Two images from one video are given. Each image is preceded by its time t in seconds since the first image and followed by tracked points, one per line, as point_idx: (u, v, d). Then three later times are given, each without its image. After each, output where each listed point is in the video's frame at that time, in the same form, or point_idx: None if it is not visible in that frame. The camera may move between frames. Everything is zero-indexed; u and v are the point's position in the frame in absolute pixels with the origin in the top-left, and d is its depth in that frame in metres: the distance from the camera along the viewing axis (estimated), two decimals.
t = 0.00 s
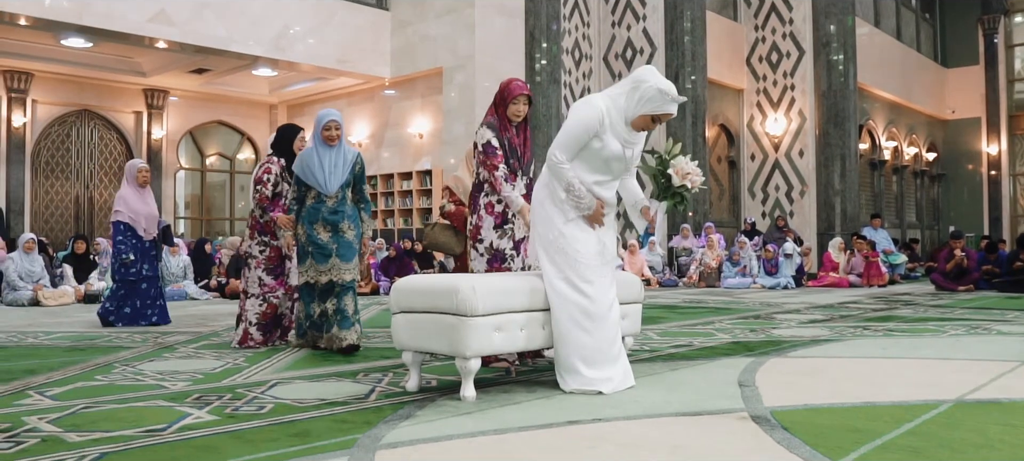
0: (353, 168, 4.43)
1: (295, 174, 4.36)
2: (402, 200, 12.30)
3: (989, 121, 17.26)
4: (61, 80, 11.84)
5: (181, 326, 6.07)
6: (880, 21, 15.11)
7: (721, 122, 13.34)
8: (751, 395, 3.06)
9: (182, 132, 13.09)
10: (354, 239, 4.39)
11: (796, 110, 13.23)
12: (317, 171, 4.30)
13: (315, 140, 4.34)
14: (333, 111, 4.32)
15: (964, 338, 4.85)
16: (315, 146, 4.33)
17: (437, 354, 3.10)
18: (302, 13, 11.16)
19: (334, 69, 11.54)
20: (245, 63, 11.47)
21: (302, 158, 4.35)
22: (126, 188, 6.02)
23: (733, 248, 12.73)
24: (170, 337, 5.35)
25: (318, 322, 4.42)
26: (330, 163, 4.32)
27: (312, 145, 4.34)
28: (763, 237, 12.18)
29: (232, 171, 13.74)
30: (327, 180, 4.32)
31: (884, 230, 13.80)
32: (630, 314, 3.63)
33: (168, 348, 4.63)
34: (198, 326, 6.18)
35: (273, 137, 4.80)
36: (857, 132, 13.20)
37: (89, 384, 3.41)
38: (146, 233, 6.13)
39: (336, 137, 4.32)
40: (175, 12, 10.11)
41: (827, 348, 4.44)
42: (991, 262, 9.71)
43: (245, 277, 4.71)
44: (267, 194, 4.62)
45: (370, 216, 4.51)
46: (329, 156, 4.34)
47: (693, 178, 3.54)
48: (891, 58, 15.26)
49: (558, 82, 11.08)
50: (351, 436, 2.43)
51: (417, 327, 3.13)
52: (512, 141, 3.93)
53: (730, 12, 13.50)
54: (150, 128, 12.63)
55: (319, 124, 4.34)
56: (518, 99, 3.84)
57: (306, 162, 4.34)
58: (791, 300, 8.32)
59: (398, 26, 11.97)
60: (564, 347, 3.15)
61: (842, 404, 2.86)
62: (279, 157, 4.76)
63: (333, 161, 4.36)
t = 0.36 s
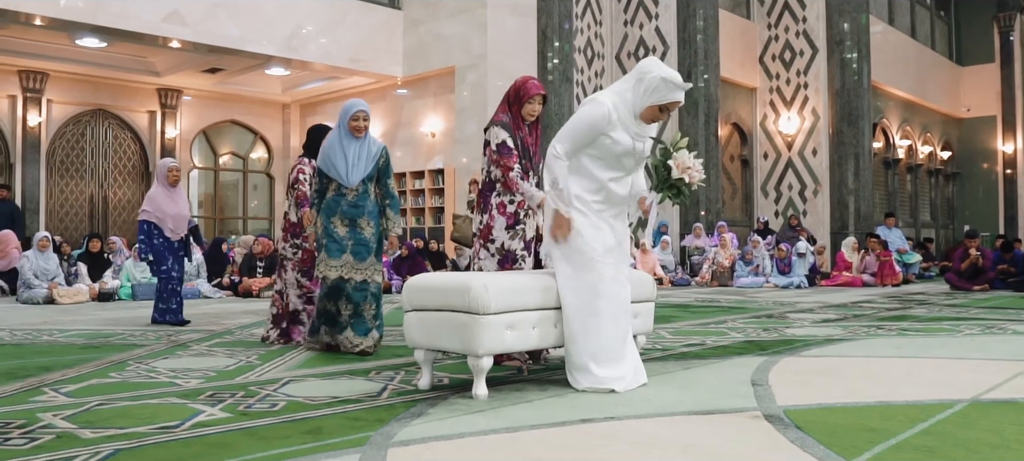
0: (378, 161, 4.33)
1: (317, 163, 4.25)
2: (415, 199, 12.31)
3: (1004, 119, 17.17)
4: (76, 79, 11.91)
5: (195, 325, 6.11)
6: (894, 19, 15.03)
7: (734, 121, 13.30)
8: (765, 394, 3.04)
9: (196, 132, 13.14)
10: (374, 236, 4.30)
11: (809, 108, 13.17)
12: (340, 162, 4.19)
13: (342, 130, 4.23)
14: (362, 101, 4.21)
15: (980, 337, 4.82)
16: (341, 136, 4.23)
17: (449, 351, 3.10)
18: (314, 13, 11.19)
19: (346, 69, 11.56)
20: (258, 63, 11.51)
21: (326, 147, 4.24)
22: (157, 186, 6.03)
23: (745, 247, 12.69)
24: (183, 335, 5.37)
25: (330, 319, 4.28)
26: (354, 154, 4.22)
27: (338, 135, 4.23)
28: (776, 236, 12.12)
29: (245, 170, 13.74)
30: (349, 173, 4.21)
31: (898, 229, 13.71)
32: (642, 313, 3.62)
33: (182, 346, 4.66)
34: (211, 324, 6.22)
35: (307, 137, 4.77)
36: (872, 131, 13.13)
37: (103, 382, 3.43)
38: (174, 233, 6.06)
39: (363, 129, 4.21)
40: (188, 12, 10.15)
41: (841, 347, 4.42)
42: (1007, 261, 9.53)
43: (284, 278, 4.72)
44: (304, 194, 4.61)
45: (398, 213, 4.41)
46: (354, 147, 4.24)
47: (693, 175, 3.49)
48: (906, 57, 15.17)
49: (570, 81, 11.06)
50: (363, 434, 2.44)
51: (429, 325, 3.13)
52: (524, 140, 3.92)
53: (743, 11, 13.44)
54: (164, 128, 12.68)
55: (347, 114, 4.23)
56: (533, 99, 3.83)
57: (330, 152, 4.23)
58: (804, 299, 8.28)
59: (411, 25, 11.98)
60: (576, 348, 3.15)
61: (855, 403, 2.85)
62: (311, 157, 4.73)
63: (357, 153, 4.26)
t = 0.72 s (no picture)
0: (384, 162, 4.25)
1: (320, 163, 4.19)
2: (420, 199, 12.30)
3: (1011, 119, 17.13)
4: (83, 80, 11.95)
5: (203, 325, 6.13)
6: (901, 19, 14.99)
7: (740, 121, 13.28)
8: (771, 394, 3.03)
9: (202, 132, 13.17)
10: (376, 239, 4.22)
11: (815, 108, 13.15)
12: (346, 161, 4.13)
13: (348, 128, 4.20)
14: (369, 99, 4.18)
15: (987, 337, 4.81)
16: (346, 134, 4.19)
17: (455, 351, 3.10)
18: (320, 13, 11.20)
19: (352, 69, 11.58)
20: (264, 63, 11.53)
21: (331, 147, 4.19)
22: (176, 187, 6.09)
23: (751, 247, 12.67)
24: (190, 335, 5.39)
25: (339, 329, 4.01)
26: (360, 153, 4.16)
27: (343, 134, 4.19)
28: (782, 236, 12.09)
29: (251, 171, 13.74)
30: (354, 172, 4.13)
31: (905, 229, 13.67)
32: (649, 313, 3.61)
33: (188, 346, 4.68)
34: (218, 325, 6.23)
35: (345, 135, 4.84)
36: (878, 131, 13.09)
37: (110, 382, 3.44)
38: (196, 233, 6.10)
39: (369, 126, 4.18)
40: (194, 13, 10.17)
41: (848, 347, 4.41)
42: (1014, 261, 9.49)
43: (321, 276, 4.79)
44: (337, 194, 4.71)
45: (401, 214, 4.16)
46: (361, 146, 4.19)
47: (696, 172, 3.28)
48: (913, 56, 15.13)
49: (576, 81, 11.08)
50: (369, 433, 2.44)
51: (435, 325, 3.14)
52: (530, 140, 3.93)
53: (748, 11, 13.42)
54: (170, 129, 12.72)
55: (353, 112, 4.19)
56: (539, 99, 3.81)
57: (336, 151, 4.17)
58: (810, 299, 8.26)
59: (416, 25, 11.99)
60: (593, 354, 3.13)
61: (862, 403, 2.84)
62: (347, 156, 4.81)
63: (362, 153, 4.20)
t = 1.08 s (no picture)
0: (383, 153, 4.04)
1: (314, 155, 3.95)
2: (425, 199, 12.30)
3: (1018, 118, 17.07)
4: (90, 81, 11.98)
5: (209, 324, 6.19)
6: (907, 17, 14.93)
7: (747, 120, 13.25)
8: (777, 393, 3.03)
9: (208, 132, 13.20)
10: (382, 232, 3.97)
11: (822, 107, 13.12)
12: (343, 153, 3.90)
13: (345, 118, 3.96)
14: (367, 86, 3.92)
15: (994, 337, 4.79)
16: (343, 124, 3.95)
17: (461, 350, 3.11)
18: (326, 13, 11.22)
19: (358, 69, 11.59)
20: (270, 63, 11.55)
21: (328, 137, 3.95)
22: (203, 186, 6.05)
23: (757, 247, 12.66)
24: (197, 334, 5.41)
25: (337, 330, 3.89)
26: (358, 144, 3.94)
27: (341, 123, 3.95)
28: (789, 236, 12.08)
29: (258, 171, 13.77)
30: (353, 165, 3.91)
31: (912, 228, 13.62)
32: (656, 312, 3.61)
33: (195, 346, 4.69)
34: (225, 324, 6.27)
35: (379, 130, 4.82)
36: (885, 130, 13.06)
37: (117, 381, 3.46)
38: (222, 233, 6.08)
39: (369, 116, 3.95)
40: (200, 13, 10.18)
41: (855, 346, 4.39)
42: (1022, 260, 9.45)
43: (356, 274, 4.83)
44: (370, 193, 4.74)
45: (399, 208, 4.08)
46: (360, 137, 3.96)
47: (705, 194, 3.43)
48: (920, 55, 15.08)
49: (582, 81, 11.10)
50: (375, 432, 2.44)
51: (441, 324, 3.14)
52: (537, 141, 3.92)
53: (754, 9, 13.38)
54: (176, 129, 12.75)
55: (351, 100, 3.95)
56: (547, 100, 3.81)
57: (333, 142, 3.93)
58: (817, 299, 8.24)
59: (422, 25, 11.99)
60: (604, 354, 3.12)
61: (868, 402, 2.83)
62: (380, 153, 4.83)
63: (360, 143, 3.98)
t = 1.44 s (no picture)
0: (395, 149, 3.88)
1: (327, 144, 3.75)
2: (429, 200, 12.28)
3: None
4: (95, 81, 12.01)
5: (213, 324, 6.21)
6: (912, 17, 14.91)
7: (751, 120, 13.24)
8: (782, 393, 3.02)
9: (213, 133, 13.23)
10: (394, 235, 3.80)
11: (826, 107, 13.11)
12: (359, 146, 3.71)
13: (365, 109, 3.75)
14: (391, 78, 3.72)
15: (1000, 337, 4.78)
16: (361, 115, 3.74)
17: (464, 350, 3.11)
18: (330, 14, 11.23)
19: (362, 70, 11.61)
20: (274, 64, 11.56)
21: (342, 125, 3.73)
22: (232, 186, 6.02)
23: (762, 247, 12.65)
24: (201, 334, 5.42)
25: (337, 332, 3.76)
26: (374, 138, 3.75)
27: (359, 114, 3.74)
28: (793, 236, 12.06)
29: (262, 171, 13.79)
30: (368, 160, 3.73)
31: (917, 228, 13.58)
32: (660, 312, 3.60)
33: (200, 346, 4.70)
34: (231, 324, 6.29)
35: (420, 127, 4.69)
36: (890, 129, 13.04)
37: (122, 381, 3.46)
38: (249, 232, 6.02)
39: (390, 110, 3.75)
40: (205, 14, 10.20)
41: (860, 346, 4.38)
42: None
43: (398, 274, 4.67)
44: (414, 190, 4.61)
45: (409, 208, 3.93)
46: (376, 130, 3.78)
47: (693, 189, 3.41)
48: (925, 54, 15.05)
49: (586, 81, 11.13)
50: (379, 432, 2.44)
51: (444, 324, 3.14)
52: (540, 141, 3.92)
53: (758, 9, 13.37)
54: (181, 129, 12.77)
55: (372, 91, 3.74)
56: (551, 100, 3.81)
57: (348, 132, 3.72)
58: (822, 299, 8.23)
59: (426, 26, 12.00)
60: (609, 353, 3.12)
61: (873, 402, 2.82)
62: (421, 151, 4.70)
63: (376, 137, 3.79)
